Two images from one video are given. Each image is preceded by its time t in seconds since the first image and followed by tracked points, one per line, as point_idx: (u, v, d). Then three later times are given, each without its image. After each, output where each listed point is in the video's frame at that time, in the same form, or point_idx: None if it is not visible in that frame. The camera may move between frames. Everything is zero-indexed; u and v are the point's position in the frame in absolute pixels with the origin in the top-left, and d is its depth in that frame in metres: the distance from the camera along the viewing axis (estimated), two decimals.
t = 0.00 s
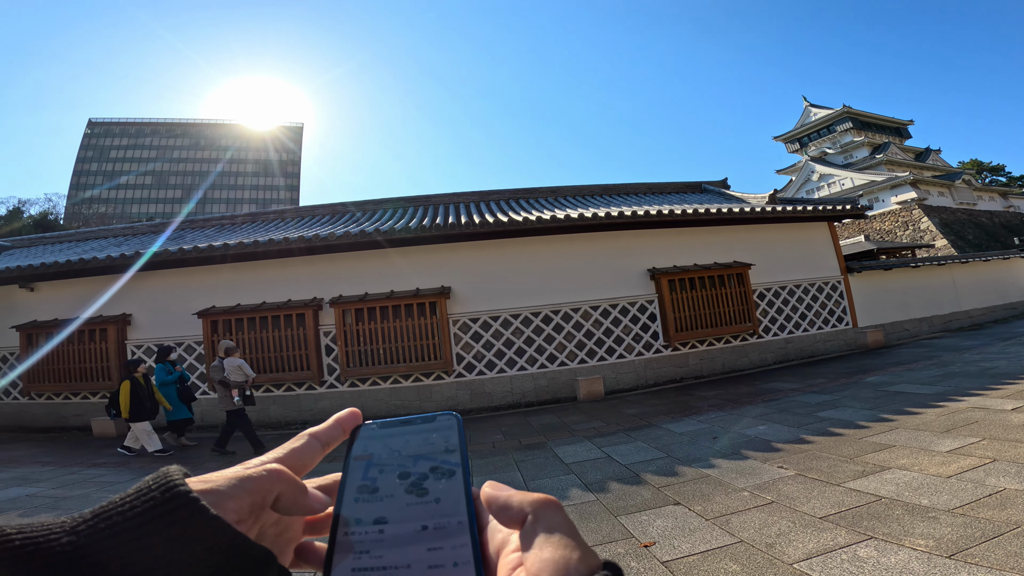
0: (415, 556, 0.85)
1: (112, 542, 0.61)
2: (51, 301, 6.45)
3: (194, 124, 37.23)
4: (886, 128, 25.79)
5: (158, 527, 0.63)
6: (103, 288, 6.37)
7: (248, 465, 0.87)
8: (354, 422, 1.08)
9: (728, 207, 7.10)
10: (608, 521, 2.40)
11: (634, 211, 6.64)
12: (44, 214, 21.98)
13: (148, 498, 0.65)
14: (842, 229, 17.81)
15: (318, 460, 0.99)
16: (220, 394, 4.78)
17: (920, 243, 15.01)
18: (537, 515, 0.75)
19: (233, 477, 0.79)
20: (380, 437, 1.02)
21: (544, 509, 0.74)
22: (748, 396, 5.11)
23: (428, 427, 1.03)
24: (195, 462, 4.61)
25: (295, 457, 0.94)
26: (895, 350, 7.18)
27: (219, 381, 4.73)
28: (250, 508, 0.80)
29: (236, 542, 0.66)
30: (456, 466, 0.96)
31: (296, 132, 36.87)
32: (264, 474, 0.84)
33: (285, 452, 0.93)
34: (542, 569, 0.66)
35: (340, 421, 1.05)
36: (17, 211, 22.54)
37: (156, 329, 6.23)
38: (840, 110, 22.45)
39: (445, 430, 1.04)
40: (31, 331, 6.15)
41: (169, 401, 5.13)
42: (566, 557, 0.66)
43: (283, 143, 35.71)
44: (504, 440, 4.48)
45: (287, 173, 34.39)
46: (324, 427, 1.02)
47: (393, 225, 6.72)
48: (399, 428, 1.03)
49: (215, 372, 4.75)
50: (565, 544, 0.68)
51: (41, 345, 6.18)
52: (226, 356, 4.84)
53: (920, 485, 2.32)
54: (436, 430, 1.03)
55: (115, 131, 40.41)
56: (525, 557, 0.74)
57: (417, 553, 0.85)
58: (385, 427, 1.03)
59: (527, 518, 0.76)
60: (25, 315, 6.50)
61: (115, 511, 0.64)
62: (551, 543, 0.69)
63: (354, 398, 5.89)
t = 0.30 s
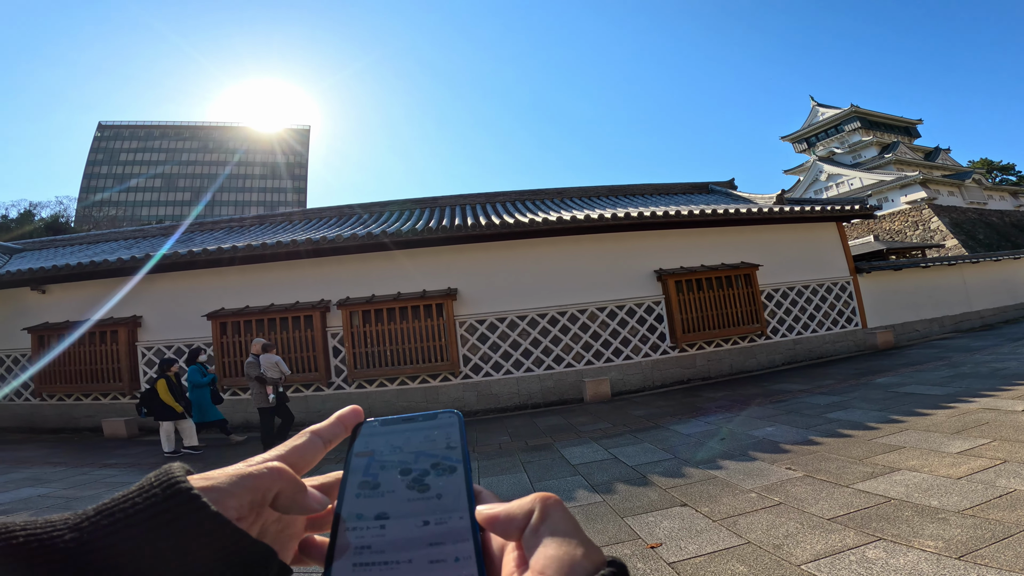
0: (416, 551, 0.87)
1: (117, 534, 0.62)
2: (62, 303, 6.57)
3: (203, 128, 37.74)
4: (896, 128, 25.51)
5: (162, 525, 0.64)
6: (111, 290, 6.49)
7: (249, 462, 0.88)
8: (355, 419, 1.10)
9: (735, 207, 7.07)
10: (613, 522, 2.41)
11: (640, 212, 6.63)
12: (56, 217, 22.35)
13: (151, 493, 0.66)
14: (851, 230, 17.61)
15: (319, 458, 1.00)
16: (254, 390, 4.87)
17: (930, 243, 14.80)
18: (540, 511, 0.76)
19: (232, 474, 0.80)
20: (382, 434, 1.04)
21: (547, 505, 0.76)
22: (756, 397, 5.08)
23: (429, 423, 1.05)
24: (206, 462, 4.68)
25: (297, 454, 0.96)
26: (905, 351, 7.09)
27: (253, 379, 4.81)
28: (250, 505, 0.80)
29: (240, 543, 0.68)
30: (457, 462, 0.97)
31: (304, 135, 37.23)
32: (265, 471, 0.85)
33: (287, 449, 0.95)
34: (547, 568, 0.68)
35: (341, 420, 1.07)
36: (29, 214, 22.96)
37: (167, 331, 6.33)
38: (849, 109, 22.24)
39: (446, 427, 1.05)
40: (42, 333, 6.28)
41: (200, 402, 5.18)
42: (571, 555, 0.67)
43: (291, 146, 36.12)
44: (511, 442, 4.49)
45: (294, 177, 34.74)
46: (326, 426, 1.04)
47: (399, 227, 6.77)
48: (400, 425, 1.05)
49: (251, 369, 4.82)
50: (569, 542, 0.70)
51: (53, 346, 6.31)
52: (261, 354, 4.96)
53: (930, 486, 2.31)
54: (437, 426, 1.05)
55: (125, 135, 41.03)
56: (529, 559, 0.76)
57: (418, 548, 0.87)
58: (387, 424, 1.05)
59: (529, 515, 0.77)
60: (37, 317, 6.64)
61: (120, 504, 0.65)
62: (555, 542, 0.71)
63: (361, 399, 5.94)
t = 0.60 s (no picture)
0: (418, 556, 0.87)
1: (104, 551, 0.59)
2: (71, 305, 6.67)
3: (211, 131, 38.18)
4: (904, 126, 25.27)
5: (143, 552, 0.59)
6: (120, 292, 6.59)
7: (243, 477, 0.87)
8: (352, 427, 1.08)
9: (741, 207, 7.04)
10: (619, 523, 2.42)
11: (645, 212, 6.64)
12: (66, 218, 22.68)
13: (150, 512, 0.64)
14: (859, 230, 17.44)
15: (319, 468, 0.99)
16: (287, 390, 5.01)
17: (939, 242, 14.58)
18: (539, 514, 0.77)
19: (222, 493, 0.77)
20: (382, 441, 1.06)
21: (545, 509, 0.77)
22: (763, 398, 5.06)
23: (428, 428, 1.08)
24: (214, 463, 4.73)
25: (293, 466, 0.95)
26: (914, 352, 7.02)
27: (289, 379, 4.92)
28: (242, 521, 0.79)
29: None
30: (457, 468, 0.99)
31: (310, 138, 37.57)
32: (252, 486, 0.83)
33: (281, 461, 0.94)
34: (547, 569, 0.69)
35: (339, 428, 1.05)
36: (40, 216, 23.34)
37: (175, 332, 6.41)
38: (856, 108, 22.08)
39: (446, 433, 1.08)
40: (52, 334, 6.38)
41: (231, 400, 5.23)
42: (569, 556, 0.69)
43: (297, 148, 36.55)
44: (516, 443, 4.50)
45: (300, 179, 35.02)
46: (324, 436, 1.02)
47: (404, 228, 6.82)
48: (400, 430, 1.07)
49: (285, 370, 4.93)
50: (567, 544, 0.71)
51: (63, 347, 6.41)
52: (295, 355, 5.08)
53: (938, 487, 2.29)
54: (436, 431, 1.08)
55: (133, 138, 41.56)
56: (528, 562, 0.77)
57: (419, 555, 0.87)
58: (385, 429, 1.08)
59: (528, 518, 0.79)
60: (47, 319, 6.75)
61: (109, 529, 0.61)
62: (554, 545, 0.72)
63: (367, 400, 5.98)
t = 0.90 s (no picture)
0: (421, 556, 0.89)
1: (110, 556, 0.59)
2: (79, 306, 6.75)
3: (217, 134, 38.48)
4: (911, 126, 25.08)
5: (154, 556, 0.59)
6: (127, 293, 6.66)
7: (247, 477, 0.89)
8: (355, 426, 1.11)
9: (746, 208, 7.03)
10: (624, 524, 2.42)
11: (649, 213, 6.64)
12: (73, 220, 22.93)
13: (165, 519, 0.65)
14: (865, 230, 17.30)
15: (321, 468, 1.01)
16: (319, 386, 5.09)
17: (946, 242, 14.44)
18: (542, 516, 0.78)
19: (228, 492, 0.79)
20: (385, 441, 1.08)
21: (548, 510, 0.77)
22: (768, 399, 5.04)
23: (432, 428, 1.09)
24: (220, 463, 4.78)
25: (296, 466, 0.97)
26: (921, 352, 6.97)
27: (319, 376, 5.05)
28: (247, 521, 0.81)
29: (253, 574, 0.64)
30: (460, 469, 1.00)
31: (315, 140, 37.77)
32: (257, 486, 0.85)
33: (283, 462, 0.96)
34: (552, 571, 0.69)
35: (342, 428, 1.08)
36: (48, 218, 23.59)
37: (182, 333, 6.47)
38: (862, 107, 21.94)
39: (449, 433, 1.10)
40: (60, 335, 6.45)
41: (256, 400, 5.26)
42: (575, 558, 0.69)
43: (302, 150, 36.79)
44: (520, 444, 4.51)
45: (304, 181, 35.21)
46: (326, 436, 1.04)
47: (408, 229, 6.85)
48: (403, 430, 1.09)
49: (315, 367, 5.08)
50: (571, 546, 0.72)
51: (71, 348, 6.49)
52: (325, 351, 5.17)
53: (945, 488, 2.28)
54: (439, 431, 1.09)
55: (139, 139, 41.93)
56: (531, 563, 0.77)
57: (423, 555, 0.89)
58: (389, 429, 1.10)
59: (532, 519, 0.79)
60: (56, 320, 6.83)
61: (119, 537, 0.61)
62: (560, 547, 0.72)
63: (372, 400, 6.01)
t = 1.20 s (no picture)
0: (428, 559, 0.88)
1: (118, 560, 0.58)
2: (80, 306, 6.76)
3: (218, 134, 38.52)
4: (912, 125, 25.04)
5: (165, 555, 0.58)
6: (128, 293, 6.67)
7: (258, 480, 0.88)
8: (363, 431, 1.08)
9: (747, 207, 7.02)
10: (625, 524, 2.42)
11: (650, 213, 6.64)
12: (73, 220, 22.96)
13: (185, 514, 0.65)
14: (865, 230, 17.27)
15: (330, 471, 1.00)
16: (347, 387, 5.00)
17: (947, 242, 14.39)
18: (547, 520, 0.77)
19: (240, 496, 0.79)
20: (392, 446, 1.09)
21: (554, 514, 0.77)
22: (769, 399, 5.04)
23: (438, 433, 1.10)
24: (221, 463, 4.78)
25: (306, 469, 0.96)
26: (923, 352, 6.95)
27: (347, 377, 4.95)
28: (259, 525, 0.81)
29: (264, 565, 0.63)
30: (467, 474, 1.01)
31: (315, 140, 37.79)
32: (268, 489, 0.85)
33: (293, 464, 0.95)
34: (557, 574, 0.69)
35: (350, 432, 1.05)
36: (48, 218, 23.61)
37: (183, 333, 6.48)
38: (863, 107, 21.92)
39: (455, 439, 1.10)
40: (61, 335, 6.46)
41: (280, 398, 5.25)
42: (579, 563, 0.69)
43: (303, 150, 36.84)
44: (522, 444, 4.51)
45: (304, 181, 35.22)
46: (335, 439, 1.03)
47: (409, 229, 6.86)
48: (410, 435, 1.10)
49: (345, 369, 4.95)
50: (576, 551, 0.71)
51: (71, 348, 6.49)
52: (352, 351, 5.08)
53: (947, 488, 2.28)
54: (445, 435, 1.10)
55: (140, 139, 41.96)
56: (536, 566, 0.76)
57: (430, 558, 0.88)
58: (395, 434, 1.10)
59: (537, 524, 0.78)
60: (57, 320, 6.84)
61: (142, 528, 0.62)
62: (565, 550, 0.72)
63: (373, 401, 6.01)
